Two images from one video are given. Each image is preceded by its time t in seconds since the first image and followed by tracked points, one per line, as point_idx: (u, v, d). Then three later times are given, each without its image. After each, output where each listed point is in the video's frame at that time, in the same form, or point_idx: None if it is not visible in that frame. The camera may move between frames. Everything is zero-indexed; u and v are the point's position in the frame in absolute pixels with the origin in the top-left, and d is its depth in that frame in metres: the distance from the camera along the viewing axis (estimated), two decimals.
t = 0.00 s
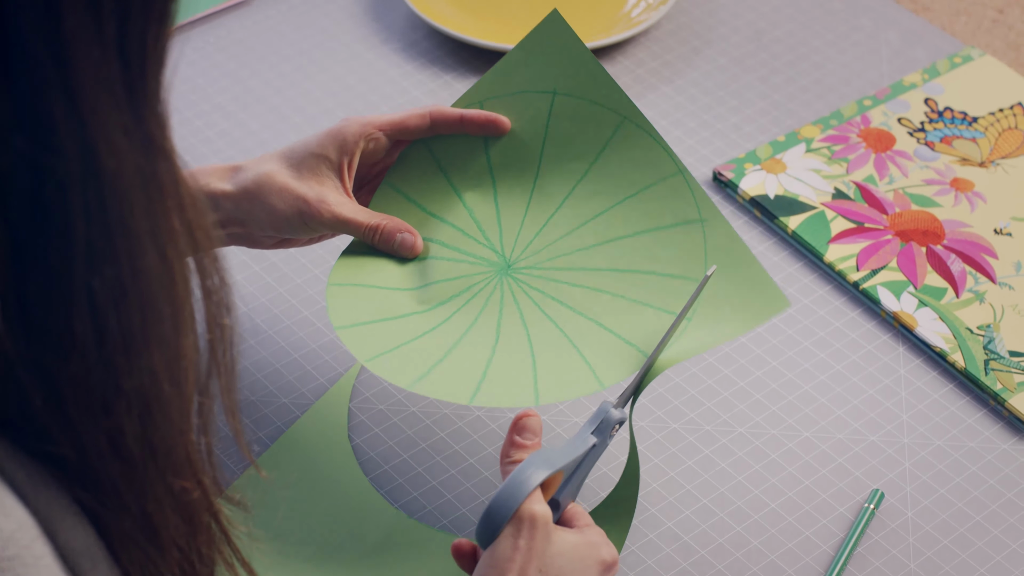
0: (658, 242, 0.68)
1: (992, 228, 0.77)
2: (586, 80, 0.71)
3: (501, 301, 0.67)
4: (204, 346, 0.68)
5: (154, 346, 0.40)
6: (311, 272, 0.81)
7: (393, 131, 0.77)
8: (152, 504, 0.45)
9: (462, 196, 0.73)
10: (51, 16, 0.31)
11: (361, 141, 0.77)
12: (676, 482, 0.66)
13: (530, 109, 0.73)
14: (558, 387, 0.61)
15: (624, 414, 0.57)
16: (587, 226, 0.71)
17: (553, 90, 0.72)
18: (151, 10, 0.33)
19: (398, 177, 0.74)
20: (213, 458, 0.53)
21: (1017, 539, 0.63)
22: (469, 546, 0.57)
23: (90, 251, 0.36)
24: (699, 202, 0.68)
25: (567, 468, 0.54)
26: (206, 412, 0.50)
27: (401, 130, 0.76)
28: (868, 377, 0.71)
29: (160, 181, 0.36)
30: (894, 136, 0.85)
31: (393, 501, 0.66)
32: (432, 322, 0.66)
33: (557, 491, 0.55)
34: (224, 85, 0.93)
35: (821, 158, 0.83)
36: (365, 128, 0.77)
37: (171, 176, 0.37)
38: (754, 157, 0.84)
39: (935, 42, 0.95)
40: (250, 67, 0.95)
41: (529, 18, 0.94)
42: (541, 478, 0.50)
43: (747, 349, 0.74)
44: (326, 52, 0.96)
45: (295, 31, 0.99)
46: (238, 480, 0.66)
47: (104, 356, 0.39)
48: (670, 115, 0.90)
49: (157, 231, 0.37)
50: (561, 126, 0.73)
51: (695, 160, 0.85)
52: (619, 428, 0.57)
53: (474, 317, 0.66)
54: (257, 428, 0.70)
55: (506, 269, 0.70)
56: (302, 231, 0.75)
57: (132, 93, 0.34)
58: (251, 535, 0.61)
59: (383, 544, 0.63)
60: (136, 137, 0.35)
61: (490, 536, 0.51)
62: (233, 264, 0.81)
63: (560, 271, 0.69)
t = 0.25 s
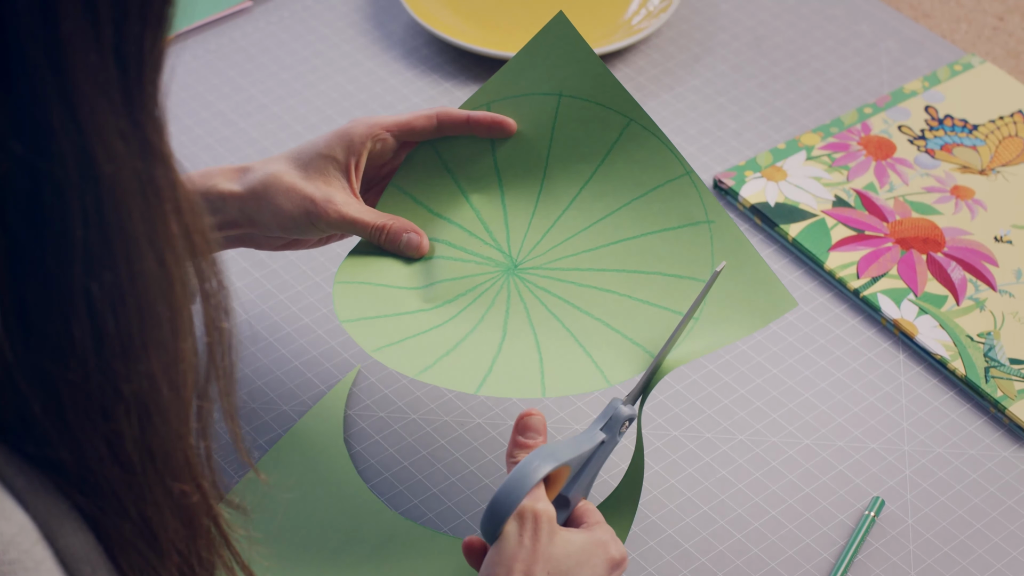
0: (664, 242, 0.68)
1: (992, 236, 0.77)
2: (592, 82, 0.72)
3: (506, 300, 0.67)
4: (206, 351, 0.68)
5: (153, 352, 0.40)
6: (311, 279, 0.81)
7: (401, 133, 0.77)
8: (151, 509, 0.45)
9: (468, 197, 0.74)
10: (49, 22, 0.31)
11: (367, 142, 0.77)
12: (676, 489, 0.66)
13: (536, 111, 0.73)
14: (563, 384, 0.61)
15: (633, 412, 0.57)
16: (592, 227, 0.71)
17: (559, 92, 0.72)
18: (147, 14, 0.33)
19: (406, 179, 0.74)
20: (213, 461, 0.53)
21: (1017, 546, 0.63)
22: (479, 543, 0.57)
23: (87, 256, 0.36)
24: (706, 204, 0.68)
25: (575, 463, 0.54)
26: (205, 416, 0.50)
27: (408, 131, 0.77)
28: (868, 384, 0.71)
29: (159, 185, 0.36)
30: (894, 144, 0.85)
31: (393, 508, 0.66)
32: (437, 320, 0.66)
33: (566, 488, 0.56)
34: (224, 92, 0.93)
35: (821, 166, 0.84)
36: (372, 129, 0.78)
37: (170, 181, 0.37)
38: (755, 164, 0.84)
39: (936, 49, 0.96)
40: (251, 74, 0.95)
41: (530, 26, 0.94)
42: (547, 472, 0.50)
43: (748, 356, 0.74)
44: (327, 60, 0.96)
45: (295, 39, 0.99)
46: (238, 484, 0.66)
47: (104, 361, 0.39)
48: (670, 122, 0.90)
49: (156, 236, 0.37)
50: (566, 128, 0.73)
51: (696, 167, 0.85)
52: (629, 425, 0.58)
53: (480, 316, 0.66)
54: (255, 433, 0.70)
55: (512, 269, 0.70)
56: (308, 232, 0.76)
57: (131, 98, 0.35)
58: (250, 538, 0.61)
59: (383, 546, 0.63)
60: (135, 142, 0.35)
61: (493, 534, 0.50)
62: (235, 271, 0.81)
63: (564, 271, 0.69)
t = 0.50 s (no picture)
0: (671, 250, 0.68)
1: (993, 241, 0.77)
2: (602, 87, 0.71)
3: (511, 305, 0.68)
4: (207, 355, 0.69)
5: (155, 357, 0.40)
6: (311, 284, 0.81)
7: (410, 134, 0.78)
8: (152, 513, 0.45)
9: (476, 200, 0.74)
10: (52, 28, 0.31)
11: (376, 143, 0.78)
12: (677, 495, 0.66)
13: (546, 114, 0.73)
14: (565, 391, 0.61)
15: (638, 423, 0.58)
16: (599, 233, 0.71)
17: (568, 96, 0.72)
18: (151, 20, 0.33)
19: (414, 180, 0.74)
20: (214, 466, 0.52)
21: (1017, 552, 0.62)
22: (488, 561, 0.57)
23: (91, 262, 0.36)
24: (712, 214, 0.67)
25: (579, 475, 0.54)
26: (207, 420, 0.49)
27: (418, 133, 0.78)
28: (869, 390, 0.71)
29: (161, 190, 0.37)
30: (894, 149, 0.85)
31: (393, 513, 0.66)
32: (441, 323, 0.66)
33: (571, 499, 0.55)
34: (225, 97, 0.93)
35: (821, 171, 0.84)
36: (382, 130, 0.78)
37: (171, 185, 0.37)
38: (755, 169, 0.84)
39: (936, 54, 0.96)
40: (252, 79, 0.95)
41: (531, 32, 0.94)
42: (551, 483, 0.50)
43: (748, 362, 0.74)
44: (328, 64, 0.97)
45: (296, 44, 0.99)
46: (239, 489, 0.66)
47: (105, 365, 0.39)
48: (671, 127, 0.90)
49: (158, 240, 0.37)
50: (575, 132, 0.72)
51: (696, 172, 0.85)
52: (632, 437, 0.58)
53: (485, 320, 0.66)
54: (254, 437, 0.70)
55: (517, 274, 0.70)
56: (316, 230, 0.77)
57: (134, 104, 0.35)
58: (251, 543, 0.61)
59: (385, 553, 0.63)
60: (137, 147, 0.35)
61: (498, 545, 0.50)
62: (235, 276, 0.81)
63: (569, 277, 0.69)
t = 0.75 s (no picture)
0: (671, 256, 0.68)
1: (993, 245, 0.77)
2: (608, 91, 0.71)
3: (509, 303, 0.68)
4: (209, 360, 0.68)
5: (159, 362, 0.40)
6: (311, 288, 0.81)
7: (416, 131, 0.79)
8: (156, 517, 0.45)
9: (479, 199, 0.74)
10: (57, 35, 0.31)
11: (382, 140, 0.78)
12: (677, 499, 0.66)
13: (552, 117, 0.73)
14: (558, 386, 0.61)
15: (636, 430, 0.58)
16: (600, 236, 0.71)
17: (574, 99, 0.72)
18: (157, 28, 0.33)
19: (419, 178, 0.74)
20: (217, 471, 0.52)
21: (1017, 556, 0.62)
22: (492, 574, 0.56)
23: (96, 267, 0.36)
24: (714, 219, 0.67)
25: (580, 486, 0.54)
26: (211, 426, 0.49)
27: (423, 131, 0.78)
28: (869, 394, 0.71)
29: (166, 195, 0.37)
30: (894, 153, 0.85)
31: (393, 518, 0.66)
32: (439, 318, 0.66)
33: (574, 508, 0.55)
34: (225, 102, 0.93)
35: (821, 175, 0.84)
36: (388, 127, 0.79)
37: (175, 190, 0.37)
38: (755, 173, 0.84)
39: (936, 59, 0.96)
40: (252, 84, 0.95)
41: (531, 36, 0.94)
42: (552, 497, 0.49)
43: (748, 366, 0.74)
44: (328, 69, 0.97)
45: (296, 48, 0.99)
46: (242, 494, 0.66)
47: (110, 370, 0.39)
48: (671, 131, 0.90)
49: (163, 245, 0.37)
50: (580, 136, 0.73)
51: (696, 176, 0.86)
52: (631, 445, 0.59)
53: (482, 317, 0.66)
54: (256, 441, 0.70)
55: (516, 274, 0.70)
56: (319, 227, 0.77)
57: (138, 110, 0.35)
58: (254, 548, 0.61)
59: (386, 558, 0.62)
60: (142, 152, 0.35)
61: (505, 565, 0.49)
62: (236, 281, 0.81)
63: (568, 278, 0.69)
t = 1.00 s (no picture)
0: (670, 265, 0.68)
1: (992, 249, 0.77)
2: (616, 97, 0.71)
3: (506, 300, 0.68)
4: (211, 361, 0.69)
5: (162, 363, 0.40)
6: (311, 291, 0.81)
7: (425, 127, 0.79)
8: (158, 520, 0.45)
9: (484, 200, 0.74)
10: (60, 34, 0.31)
11: (391, 135, 0.78)
12: (676, 502, 0.66)
13: (559, 121, 0.74)
14: (545, 382, 0.60)
15: (632, 441, 0.58)
16: (601, 242, 0.71)
17: (582, 105, 0.73)
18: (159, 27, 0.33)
19: (427, 175, 0.75)
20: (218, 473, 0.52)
21: (1016, 559, 0.62)
22: None
23: (98, 268, 0.36)
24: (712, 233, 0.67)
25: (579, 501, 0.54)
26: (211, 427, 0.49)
27: (432, 127, 0.78)
28: (869, 397, 0.71)
29: (169, 196, 0.37)
30: (894, 156, 0.85)
31: (393, 521, 0.65)
32: (435, 310, 0.66)
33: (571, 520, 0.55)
34: (226, 105, 0.93)
35: (821, 179, 0.84)
36: (397, 121, 0.79)
37: (177, 191, 0.37)
38: (754, 177, 0.85)
39: (936, 62, 0.96)
40: (252, 87, 0.95)
41: (530, 40, 0.95)
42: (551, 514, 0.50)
43: (749, 369, 0.74)
44: (328, 72, 0.97)
45: (296, 51, 0.99)
46: (241, 494, 0.66)
47: (114, 371, 0.39)
48: (670, 134, 0.91)
49: (166, 247, 0.37)
50: (587, 141, 0.73)
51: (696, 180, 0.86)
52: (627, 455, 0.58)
53: (476, 313, 0.66)
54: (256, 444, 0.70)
55: (513, 273, 0.70)
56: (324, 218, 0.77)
57: (141, 112, 0.35)
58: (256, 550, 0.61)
59: (387, 560, 0.62)
60: (145, 153, 0.35)
61: None
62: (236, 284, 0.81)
63: (566, 281, 0.69)
